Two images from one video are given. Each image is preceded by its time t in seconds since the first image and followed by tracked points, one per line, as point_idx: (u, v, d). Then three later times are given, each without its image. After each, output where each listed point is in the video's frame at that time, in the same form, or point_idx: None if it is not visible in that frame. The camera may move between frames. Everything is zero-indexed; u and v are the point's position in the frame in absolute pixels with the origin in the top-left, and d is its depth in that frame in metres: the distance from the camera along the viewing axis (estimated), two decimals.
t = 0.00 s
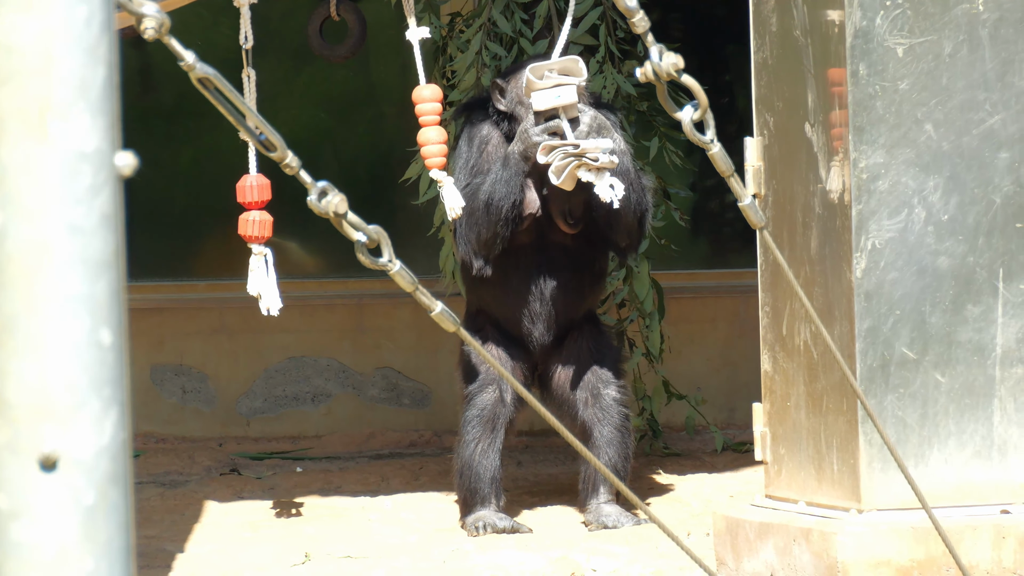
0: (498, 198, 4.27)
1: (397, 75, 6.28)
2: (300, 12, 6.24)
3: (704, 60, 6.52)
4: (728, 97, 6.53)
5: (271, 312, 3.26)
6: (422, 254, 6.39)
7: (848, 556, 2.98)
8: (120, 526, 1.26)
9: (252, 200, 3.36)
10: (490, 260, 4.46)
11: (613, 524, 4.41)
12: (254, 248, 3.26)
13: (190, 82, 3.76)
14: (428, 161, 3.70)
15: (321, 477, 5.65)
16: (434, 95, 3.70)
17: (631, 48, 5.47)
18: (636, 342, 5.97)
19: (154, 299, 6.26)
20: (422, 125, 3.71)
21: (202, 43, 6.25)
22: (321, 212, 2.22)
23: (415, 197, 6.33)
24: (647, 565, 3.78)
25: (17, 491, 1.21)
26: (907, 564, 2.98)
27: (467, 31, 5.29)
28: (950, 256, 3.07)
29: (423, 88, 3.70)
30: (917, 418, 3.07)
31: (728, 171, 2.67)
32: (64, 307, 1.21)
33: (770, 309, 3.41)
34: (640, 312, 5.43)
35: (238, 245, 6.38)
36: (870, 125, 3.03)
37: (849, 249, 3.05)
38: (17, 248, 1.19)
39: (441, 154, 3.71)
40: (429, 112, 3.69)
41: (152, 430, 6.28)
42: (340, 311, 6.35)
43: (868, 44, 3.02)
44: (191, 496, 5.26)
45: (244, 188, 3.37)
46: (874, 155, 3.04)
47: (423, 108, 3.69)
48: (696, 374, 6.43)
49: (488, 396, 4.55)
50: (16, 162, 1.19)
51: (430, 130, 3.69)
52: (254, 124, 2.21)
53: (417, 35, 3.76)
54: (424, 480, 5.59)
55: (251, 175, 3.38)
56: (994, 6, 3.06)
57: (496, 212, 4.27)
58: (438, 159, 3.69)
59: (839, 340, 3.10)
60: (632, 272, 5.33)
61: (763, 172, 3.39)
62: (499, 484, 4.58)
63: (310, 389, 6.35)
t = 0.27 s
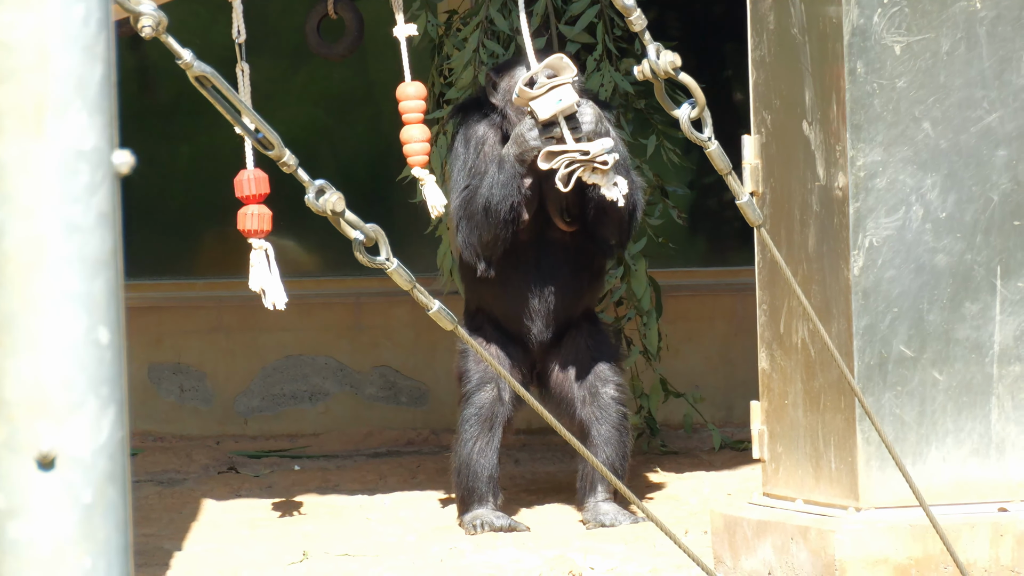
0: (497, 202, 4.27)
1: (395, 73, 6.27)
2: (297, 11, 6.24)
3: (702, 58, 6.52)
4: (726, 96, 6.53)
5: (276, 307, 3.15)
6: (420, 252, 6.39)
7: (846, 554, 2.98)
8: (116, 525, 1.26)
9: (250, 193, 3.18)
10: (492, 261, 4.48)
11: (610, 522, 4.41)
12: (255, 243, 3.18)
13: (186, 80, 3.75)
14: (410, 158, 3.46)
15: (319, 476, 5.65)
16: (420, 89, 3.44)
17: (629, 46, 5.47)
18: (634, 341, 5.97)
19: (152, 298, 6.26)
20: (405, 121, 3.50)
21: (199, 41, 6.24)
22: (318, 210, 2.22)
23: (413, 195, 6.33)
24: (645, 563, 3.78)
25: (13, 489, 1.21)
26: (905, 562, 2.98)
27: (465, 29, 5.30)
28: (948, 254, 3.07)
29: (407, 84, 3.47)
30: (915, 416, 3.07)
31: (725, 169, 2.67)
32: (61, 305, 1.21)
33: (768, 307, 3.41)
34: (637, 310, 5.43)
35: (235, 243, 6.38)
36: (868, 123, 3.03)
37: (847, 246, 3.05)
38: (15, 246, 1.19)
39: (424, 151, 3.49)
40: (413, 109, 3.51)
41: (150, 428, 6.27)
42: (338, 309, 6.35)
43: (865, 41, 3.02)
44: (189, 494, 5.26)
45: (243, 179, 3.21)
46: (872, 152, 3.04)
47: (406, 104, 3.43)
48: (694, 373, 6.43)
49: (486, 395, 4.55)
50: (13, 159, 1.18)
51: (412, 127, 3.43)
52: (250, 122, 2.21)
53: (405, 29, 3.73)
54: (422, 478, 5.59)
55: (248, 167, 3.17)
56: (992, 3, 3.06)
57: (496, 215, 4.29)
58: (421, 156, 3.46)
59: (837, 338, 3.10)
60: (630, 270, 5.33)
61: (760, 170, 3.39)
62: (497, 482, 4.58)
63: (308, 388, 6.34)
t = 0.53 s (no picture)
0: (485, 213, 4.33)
1: (395, 73, 6.27)
2: (297, 10, 6.24)
3: (701, 57, 6.52)
4: (725, 95, 6.53)
5: (257, 314, 3.25)
6: (420, 252, 6.39)
7: (846, 554, 2.98)
8: (117, 524, 1.26)
9: (240, 199, 3.36)
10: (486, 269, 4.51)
11: (611, 522, 4.41)
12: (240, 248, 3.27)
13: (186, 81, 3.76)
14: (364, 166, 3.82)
15: (319, 476, 5.65)
16: (387, 103, 3.80)
17: (628, 46, 5.47)
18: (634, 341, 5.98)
19: (152, 298, 6.26)
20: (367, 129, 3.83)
21: (199, 41, 6.24)
22: (318, 210, 2.22)
23: (412, 195, 6.33)
24: (645, 563, 3.78)
25: (14, 489, 1.21)
26: (905, 562, 2.98)
27: (465, 30, 5.29)
28: (948, 254, 3.07)
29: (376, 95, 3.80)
30: (915, 416, 3.07)
31: (725, 169, 2.67)
32: (61, 305, 1.21)
33: (768, 308, 3.41)
34: (637, 310, 5.43)
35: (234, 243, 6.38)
36: (867, 123, 3.03)
37: (847, 247, 3.06)
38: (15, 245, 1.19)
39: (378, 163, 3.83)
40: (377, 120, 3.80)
41: (150, 429, 6.27)
42: (338, 309, 6.35)
43: (865, 42, 3.02)
44: (189, 495, 5.26)
45: (232, 187, 3.36)
46: (871, 152, 3.04)
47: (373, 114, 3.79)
48: (694, 373, 6.43)
49: (487, 396, 4.56)
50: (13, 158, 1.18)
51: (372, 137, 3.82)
52: (251, 122, 2.21)
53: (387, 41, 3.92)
54: (422, 478, 5.59)
55: (241, 174, 3.38)
56: (992, 4, 3.06)
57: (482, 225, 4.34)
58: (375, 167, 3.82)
59: (837, 338, 3.10)
60: (630, 270, 5.33)
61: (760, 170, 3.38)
62: (498, 482, 4.58)
63: (308, 388, 6.34)
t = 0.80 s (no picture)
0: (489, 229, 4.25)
1: (396, 74, 6.27)
2: (299, 12, 6.24)
3: (703, 58, 6.52)
4: (727, 96, 6.53)
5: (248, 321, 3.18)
6: (422, 253, 6.39)
7: (848, 555, 2.98)
8: (118, 525, 1.26)
9: (243, 205, 3.37)
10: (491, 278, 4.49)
11: (613, 524, 4.41)
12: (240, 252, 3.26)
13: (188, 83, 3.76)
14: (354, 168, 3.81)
15: (321, 477, 5.65)
16: (384, 108, 3.84)
17: (630, 47, 5.47)
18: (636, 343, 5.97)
19: (154, 299, 6.26)
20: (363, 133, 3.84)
21: (201, 43, 6.25)
22: (320, 212, 2.22)
23: (414, 197, 6.33)
24: (647, 565, 3.78)
25: (14, 490, 1.21)
26: (908, 564, 2.97)
27: (466, 31, 5.29)
28: (950, 255, 3.07)
29: (374, 101, 3.85)
30: (917, 418, 3.07)
31: (727, 171, 2.67)
32: (62, 306, 1.21)
33: (771, 309, 3.41)
34: (639, 312, 5.43)
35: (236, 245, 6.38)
36: (870, 125, 3.03)
37: (849, 248, 3.05)
38: (15, 245, 1.19)
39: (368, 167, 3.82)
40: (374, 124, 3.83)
41: (152, 430, 6.28)
42: (339, 310, 6.35)
43: (867, 43, 3.02)
44: (191, 496, 5.26)
45: (236, 192, 3.39)
46: (874, 154, 3.04)
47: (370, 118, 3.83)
48: (696, 374, 6.43)
49: (489, 396, 4.56)
50: (13, 159, 1.19)
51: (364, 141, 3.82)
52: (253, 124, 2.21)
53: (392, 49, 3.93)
54: (424, 480, 5.60)
55: (243, 180, 3.40)
56: (994, 5, 3.06)
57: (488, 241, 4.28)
58: (364, 170, 3.81)
59: (839, 340, 3.11)
60: (631, 272, 5.33)
61: (763, 172, 3.40)
62: (500, 484, 4.58)
63: (310, 389, 6.35)
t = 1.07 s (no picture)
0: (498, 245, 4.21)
1: (397, 78, 6.28)
2: (300, 15, 6.25)
3: (704, 62, 6.52)
4: (728, 100, 6.54)
5: (279, 318, 3.23)
6: (422, 256, 6.40)
7: (848, 559, 2.98)
8: (118, 527, 1.26)
9: (258, 206, 3.39)
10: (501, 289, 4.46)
11: (613, 527, 4.40)
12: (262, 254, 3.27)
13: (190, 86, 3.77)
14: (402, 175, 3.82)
15: (322, 480, 5.65)
16: (416, 110, 3.81)
17: (631, 51, 5.47)
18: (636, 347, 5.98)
19: (154, 303, 6.26)
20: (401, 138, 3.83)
21: (202, 47, 6.25)
22: (321, 215, 2.22)
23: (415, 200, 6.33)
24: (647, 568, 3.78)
25: (14, 492, 1.21)
26: (908, 567, 2.97)
27: (468, 34, 5.28)
28: (951, 259, 3.07)
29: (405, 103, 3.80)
30: (917, 421, 3.07)
31: (728, 175, 2.67)
32: (63, 308, 1.21)
33: (771, 313, 3.41)
34: (640, 315, 5.43)
35: (237, 248, 6.38)
36: (870, 128, 3.03)
37: (849, 252, 3.06)
38: (16, 248, 1.19)
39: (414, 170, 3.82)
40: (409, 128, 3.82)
41: (152, 433, 6.28)
42: (340, 314, 6.34)
43: (868, 47, 3.02)
44: (192, 500, 5.26)
45: (250, 194, 3.40)
46: (874, 157, 3.04)
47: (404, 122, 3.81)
48: (696, 378, 6.43)
49: (490, 400, 4.55)
50: (14, 161, 1.19)
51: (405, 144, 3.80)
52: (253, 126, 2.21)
53: (410, 48, 3.91)
54: (424, 483, 5.60)
55: (257, 181, 3.41)
56: (994, 8, 3.06)
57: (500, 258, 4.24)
58: (411, 174, 3.81)
59: (840, 344, 3.11)
60: (632, 276, 5.33)
61: (763, 174, 3.39)
62: (501, 487, 4.58)
63: (311, 393, 6.35)
